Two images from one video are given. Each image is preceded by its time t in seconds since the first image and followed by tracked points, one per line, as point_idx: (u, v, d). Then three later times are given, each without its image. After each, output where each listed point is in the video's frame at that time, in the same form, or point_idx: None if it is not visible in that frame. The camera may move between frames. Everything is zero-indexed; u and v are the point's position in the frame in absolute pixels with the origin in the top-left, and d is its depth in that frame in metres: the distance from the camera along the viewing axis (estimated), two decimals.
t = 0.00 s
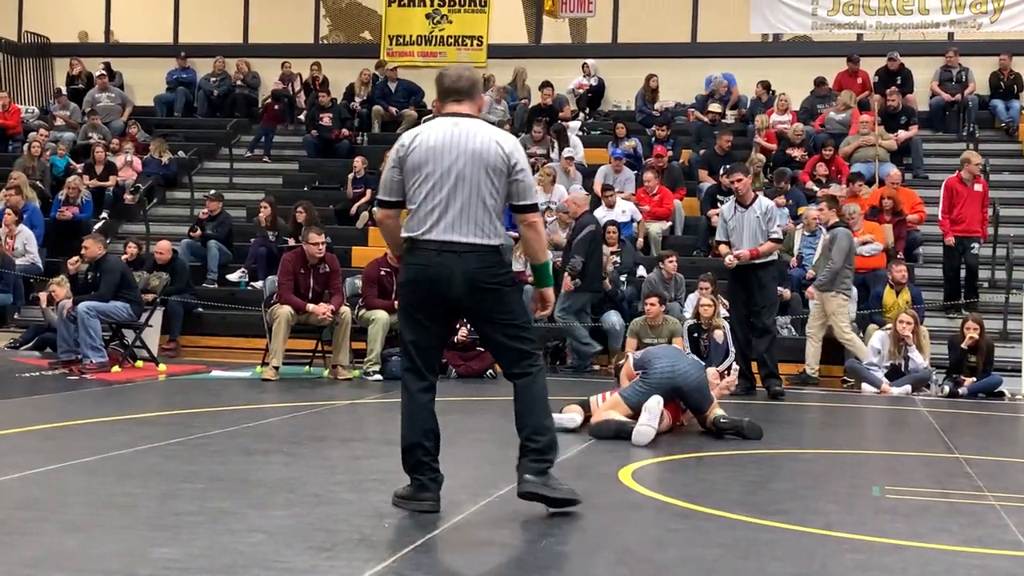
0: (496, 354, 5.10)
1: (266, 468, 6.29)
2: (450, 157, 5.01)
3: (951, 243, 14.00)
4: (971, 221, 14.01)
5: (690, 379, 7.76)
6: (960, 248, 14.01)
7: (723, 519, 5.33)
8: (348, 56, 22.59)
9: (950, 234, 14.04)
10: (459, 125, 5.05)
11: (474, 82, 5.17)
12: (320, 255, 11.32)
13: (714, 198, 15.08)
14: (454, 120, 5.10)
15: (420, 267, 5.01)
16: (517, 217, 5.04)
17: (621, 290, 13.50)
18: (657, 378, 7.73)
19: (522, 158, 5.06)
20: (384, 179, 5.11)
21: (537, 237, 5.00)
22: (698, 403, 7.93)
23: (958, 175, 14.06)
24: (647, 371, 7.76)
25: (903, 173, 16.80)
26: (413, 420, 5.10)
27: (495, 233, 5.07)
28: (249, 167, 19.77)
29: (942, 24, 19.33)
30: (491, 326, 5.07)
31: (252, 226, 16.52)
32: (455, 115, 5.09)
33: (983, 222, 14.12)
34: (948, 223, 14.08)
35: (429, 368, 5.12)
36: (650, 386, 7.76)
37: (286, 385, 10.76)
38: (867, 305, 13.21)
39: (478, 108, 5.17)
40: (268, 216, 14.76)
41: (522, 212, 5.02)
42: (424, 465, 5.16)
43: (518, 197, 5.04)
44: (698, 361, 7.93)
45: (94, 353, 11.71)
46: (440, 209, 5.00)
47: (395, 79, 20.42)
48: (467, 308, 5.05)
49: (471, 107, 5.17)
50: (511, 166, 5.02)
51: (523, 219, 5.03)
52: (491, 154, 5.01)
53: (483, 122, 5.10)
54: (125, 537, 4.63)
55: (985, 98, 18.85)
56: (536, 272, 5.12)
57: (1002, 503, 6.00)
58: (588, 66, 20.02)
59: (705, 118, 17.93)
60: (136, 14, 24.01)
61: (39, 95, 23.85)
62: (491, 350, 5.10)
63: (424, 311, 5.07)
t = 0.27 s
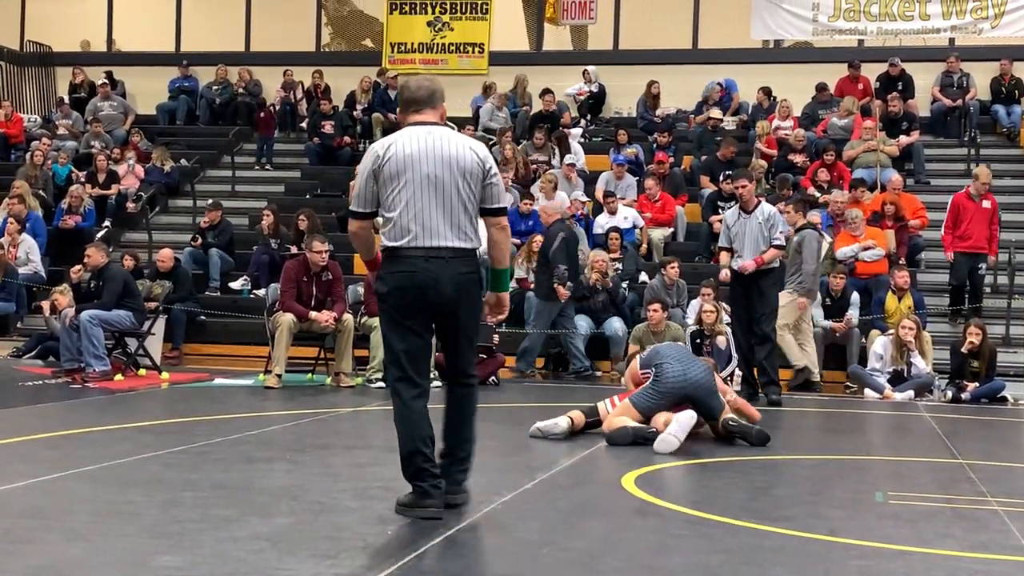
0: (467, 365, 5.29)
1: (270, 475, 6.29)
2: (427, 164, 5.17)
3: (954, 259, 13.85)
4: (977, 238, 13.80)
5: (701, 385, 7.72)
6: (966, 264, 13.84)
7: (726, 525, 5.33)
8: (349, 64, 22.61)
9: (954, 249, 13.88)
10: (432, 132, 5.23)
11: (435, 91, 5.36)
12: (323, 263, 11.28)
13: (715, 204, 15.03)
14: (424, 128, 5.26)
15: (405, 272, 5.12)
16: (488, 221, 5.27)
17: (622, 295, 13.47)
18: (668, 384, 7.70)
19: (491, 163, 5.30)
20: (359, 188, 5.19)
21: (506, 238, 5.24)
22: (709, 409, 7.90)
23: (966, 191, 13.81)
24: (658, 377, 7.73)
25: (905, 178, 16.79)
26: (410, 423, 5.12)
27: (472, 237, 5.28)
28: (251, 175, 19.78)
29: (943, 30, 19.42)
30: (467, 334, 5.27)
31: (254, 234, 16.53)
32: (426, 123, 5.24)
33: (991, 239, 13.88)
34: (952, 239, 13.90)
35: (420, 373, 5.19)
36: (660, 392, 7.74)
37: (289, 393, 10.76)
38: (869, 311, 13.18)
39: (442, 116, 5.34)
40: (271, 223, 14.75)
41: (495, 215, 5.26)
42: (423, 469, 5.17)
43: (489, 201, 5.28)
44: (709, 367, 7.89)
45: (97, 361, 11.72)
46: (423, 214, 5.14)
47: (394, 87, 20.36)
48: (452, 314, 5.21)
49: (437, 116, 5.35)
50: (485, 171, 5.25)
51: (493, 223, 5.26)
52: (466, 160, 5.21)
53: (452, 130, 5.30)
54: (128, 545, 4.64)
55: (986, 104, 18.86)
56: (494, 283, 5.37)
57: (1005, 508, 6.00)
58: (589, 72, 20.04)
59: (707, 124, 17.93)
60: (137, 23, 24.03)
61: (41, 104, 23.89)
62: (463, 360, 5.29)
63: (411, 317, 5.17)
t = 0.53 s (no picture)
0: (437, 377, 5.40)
1: (271, 481, 6.29)
2: (417, 175, 5.22)
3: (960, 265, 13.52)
4: (985, 245, 13.36)
5: (689, 371, 7.92)
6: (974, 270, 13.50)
7: (729, 530, 5.31)
8: (351, 69, 22.65)
9: (960, 255, 13.53)
10: (416, 146, 5.30)
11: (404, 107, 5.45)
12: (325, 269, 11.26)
13: (716, 209, 15.02)
14: (405, 142, 5.32)
15: (400, 280, 5.15)
16: (466, 233, 5.40)
17: (622, 300, 13.41)
18: (656, 372, 7.92)
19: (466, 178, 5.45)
20: (350, 196, 5.13)
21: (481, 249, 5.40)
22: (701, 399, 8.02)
23: (974, 198, 13.30)
24: (646, 367, 7.96)
25: (906, 183, 16.79)
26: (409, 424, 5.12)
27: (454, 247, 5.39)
28: (253, 181, 19.81)
29: (944, 34, 19.47)
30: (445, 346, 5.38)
31: (256, 240, 16.55)
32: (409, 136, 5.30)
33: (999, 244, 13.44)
34: (959, 245, 13.51)
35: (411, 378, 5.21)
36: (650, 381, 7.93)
37: (291, 399, 10.76)
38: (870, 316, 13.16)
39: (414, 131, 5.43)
40: (273, 228, 14.60)
41: (474, 227, 5.40)
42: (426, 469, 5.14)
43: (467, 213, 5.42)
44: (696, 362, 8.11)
45: (99, 368, 11.72)
46: (417, 224, 5.19)
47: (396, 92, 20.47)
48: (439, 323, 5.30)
49: (409, 131, 5.42)
50: (466, 184, 5.39)
51: (468, 235, 5.41)
52: (450, 173, 5.32)
53: (430, 145, 5.40)
54: (130, 552, 4.64)
55: (987, 107, 18.87)
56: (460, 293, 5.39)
57: (1008, 512, 5.98)
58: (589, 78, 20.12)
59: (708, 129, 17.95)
60: (139, 30, 24.06)
61: (43, 111, 23.93)
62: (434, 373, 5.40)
63: (404, 322, 5.20)
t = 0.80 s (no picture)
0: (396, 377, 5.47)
1: (274, 483, 6.28)
2: (396, 173, 5.34)
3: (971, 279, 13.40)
4: (994, 255, 13.36)
5: (686, 376, 8.09)
6: (982, 283, 13.40)
7: (732, 531, 5.30)
8: (353, 71, 22.67)
9: (970, 269, 13.41)
10: (395, 147, 5.43)
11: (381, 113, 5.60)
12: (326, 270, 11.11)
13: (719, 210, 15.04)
14: (384, 143, 5.46)
15: (377, 275, 5.20)
16: (437, 237, 5.52)
17: (623, 302, 13.47)
18: (654, 377, 8.07)
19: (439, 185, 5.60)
20: (332, 188, 5.21)
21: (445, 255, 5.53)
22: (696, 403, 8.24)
23: (980, 209, 13.30)
24: (644, 372, 8.08)
25: (909, 184, 16.78)
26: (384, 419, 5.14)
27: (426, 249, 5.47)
28: (255, 183, 19.83)
29: (946, 36, 19.64)
30: (409, 344, 5.45)
31: (259, 241, 16.56)
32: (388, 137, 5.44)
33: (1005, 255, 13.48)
34: (969, 258, 13.41)
35: (380, 375, 5.25)
36: (647, 387, 8.08)
37: (293, 400, 10.75)
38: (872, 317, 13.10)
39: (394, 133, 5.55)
40: (275, 230, 14.63)
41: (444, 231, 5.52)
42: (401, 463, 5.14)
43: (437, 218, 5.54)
44: (690, 363, 8.32)
45: (101, 369, 11.71)
46: (394, 221, 5.28)
47: (398, 94, 20.51)
48: (406, 322, 5.34)
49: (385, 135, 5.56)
50: (438, 188, 5.52)
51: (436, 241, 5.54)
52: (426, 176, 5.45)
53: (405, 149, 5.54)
54: (131, 553, 4.62)
55: (990, 109, 18.86)
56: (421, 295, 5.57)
57: (1012, 513, 5.97)
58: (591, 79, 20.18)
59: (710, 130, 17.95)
60: (141, 31, 24.08)
61: (45, 112, 23.95)
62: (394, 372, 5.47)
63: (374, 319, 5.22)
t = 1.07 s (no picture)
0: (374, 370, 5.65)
1: (277, 480, 6.29)
2: (378, 171, 5.65)
3: (983, 279, 13.37)
4: (1006, 256, 13.32)
5: (711, 398, 7.99)
6: (993, 283, 13.37)
7: (735, 531, 5.31)
8: (357, 70, 22.67)
9: (983, 269, 13.37)
10: (374, 147, 5.73)
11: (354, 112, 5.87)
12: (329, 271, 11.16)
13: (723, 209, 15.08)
14: (362, 141, 5.73)
15: (359, 269, 5.51)
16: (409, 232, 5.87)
17: (625, 301, 13.45)
18: (680, 397, 7.95)
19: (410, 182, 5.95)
20: (323, 182, 5.42)
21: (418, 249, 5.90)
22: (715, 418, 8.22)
23: (994, 209, 13.21)
24: (670, 389, 7.95)
25: (913, 184, 16.76)
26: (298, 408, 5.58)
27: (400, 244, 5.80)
28: (259, 181, 19.83)
29: (951, 35, 19.42)
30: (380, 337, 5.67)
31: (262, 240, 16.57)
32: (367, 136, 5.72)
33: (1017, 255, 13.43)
34: (982, 258, 13.35)
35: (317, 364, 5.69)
36: (672, 404, 7.97)
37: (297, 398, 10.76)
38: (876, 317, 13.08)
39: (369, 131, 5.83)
40: (278, 228, 14.81)
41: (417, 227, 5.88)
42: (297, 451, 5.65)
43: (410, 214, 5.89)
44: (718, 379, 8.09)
45: (105, 367, 11.74)
46: (375, 218, 5.58)
47: (403, 93, 20.50)
48: (385, 316, 5.66)
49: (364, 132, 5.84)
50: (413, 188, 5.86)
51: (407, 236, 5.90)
52: (404, 174, 5.78)
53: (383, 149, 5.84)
54: (136, 550, 4.64)
55: (994, 108, 18.81)
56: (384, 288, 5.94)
57: (1015, 514, 5.97)
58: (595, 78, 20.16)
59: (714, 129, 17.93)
60: (145, 29, 24.09)
61: (49, 110, 23.95)
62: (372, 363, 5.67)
63: (348, 307, 5.54)
